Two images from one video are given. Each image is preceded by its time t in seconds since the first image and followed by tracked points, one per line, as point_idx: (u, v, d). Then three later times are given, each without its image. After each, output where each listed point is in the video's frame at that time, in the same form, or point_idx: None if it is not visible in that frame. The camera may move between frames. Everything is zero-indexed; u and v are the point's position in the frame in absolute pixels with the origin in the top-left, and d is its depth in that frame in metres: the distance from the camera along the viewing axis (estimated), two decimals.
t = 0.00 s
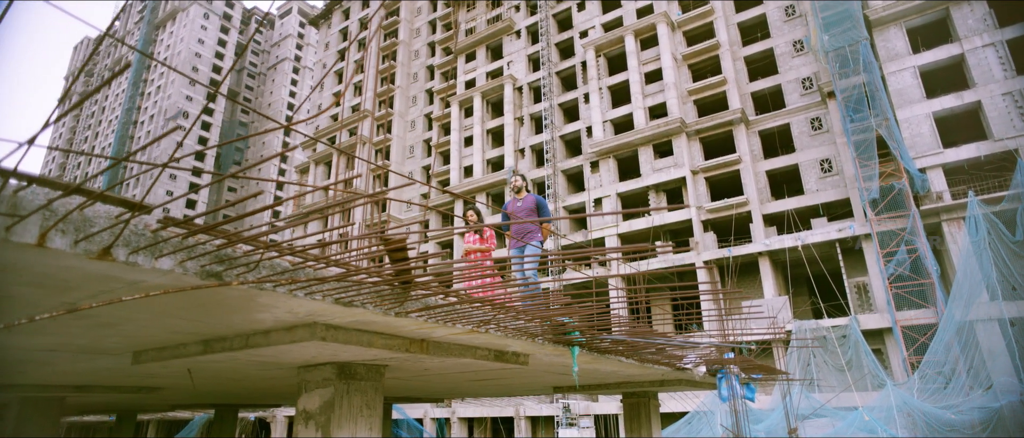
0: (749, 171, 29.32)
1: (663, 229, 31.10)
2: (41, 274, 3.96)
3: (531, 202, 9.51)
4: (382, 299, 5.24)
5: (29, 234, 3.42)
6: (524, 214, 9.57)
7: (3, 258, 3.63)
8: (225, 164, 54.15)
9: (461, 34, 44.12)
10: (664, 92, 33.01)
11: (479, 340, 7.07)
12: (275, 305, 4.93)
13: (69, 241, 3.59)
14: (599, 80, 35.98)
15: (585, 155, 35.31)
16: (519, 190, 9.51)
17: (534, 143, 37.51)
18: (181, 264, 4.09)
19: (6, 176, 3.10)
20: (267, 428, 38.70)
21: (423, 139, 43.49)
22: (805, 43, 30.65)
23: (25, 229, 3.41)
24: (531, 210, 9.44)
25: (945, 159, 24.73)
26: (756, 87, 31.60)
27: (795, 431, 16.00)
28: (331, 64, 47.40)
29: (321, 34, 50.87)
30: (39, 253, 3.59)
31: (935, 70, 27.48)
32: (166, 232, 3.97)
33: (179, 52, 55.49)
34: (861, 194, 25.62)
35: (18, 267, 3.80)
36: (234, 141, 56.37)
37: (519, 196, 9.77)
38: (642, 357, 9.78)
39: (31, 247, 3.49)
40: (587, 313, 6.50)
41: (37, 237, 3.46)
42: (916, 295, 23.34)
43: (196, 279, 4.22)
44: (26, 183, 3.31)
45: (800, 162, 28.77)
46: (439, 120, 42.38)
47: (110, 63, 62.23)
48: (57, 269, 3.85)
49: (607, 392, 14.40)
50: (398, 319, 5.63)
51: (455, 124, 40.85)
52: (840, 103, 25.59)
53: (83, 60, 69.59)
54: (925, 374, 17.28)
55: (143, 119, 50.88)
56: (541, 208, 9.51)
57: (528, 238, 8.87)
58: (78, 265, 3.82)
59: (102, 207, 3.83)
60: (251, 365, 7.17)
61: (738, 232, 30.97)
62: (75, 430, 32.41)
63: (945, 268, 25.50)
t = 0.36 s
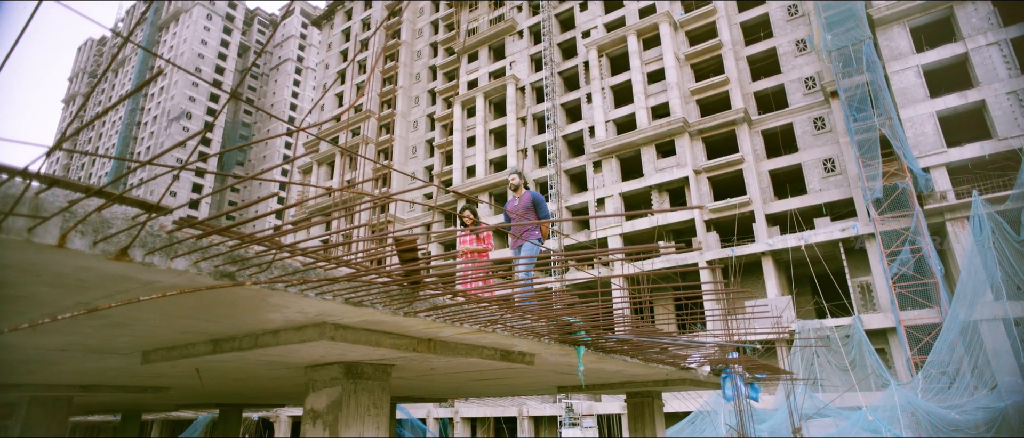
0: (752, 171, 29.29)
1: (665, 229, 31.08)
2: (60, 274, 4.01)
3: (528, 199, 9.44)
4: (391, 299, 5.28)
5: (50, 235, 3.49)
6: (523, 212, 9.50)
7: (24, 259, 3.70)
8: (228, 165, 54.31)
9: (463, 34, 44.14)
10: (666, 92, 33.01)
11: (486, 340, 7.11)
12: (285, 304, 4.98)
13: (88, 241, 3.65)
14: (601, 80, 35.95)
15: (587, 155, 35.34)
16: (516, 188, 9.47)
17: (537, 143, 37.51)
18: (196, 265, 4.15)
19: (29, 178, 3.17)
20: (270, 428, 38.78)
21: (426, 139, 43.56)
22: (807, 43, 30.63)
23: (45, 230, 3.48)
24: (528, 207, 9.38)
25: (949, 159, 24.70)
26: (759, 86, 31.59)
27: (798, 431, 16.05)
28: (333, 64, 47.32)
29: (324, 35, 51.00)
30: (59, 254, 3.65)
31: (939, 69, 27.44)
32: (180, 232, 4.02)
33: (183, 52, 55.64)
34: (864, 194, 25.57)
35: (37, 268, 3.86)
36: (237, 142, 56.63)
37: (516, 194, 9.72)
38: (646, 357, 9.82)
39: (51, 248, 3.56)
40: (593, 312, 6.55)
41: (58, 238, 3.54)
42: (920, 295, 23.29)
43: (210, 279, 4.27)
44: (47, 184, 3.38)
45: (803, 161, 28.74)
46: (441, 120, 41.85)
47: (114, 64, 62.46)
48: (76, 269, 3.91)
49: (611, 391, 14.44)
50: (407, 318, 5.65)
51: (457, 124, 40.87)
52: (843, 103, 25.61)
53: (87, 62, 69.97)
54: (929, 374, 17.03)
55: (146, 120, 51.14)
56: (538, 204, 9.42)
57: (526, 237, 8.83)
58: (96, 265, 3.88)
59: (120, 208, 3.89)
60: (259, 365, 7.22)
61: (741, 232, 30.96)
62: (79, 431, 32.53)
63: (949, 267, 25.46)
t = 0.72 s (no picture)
0: (755, 170, 29.27)
1: (669, 228, 31.07)
2: (77, 275, 4.07)
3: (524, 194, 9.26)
4: (401, 299, 5.31)
5: (71, 236, 3.57)
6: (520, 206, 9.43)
7: (43, 259, 3.76)
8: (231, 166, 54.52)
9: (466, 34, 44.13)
10: (669, 92, 33.00)
11: (493, 339, 7.14)
12: (297, 304, 5.02)
13: (107, 242, 3.72)
14: (604, 80, 35.92)
15: (590, 155, 35.35)
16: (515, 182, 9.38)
17: (539, 143, 37.52)
18: (211, 265, 4.20)
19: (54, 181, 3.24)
20: (274, 427, 38.95)
21: (429, 139, 43.62)
22: (811, 42, 30.58)
23: (66, 231, 3.55)
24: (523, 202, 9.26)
25: (953, 158, 24.63)
26: (762, 86, 31.56)
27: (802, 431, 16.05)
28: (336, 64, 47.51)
29: (327, 36, 51.10)
30: (78, 254, 3.72)
31: (943, 68, 27.38)
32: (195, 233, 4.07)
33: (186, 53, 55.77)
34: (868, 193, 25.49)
35: (56, 268, 3.92)
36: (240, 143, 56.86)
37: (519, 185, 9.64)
38: (651, 356, 9.86)
39: (72, 249, 3.63)
40: (598, 313, 6.58)
41: (78, 239, 3.61)
42: (925, 294, 23.23)
43: (224, 280, 4.33)
44: (69, 186, 3.45)
45: (807, 161, 28.70)
46: (444, 121, 42.08)
47: (118, 65, 62.70)
48: (94, 270, 3.98)
49: (615, 390, 14.47)
50: (416, 318, 5.69)
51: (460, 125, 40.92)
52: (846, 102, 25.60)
53: (91, 63, 70.20)
54: (933, 374, 17.28)
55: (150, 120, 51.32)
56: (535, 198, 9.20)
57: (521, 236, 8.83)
58: (113, 265, 3.94)
59: (138, 210, 3.96)
60: (268, 364, 7.28)
61: (744, 232, 30.93)
62: (85, 431, 32.74)
63: (954, 267, 25.42)
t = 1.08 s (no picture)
0: (759, 169, 29.24)
1: (672, 228, 31.05)
2: (96, 275, 4.14)
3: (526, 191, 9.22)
4: (411, 298, 5.35)
5: (93, 237, 3.64)
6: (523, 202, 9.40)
7: (64, 260, 3.83)
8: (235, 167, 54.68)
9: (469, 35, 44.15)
10: (672, 91, 32.97)
11: (501, 339, 7.17)
12: (309, 304, 5.07)
13: (126, 243, 3.79)
14: (607, 80, 35.91)
15: (593, 155, 35.36)
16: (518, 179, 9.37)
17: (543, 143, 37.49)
18: (226, 266, 4.27)
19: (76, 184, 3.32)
20: (279, 428, 39.06)
21: (432, 139, 43.69)
22: (814, 41, 30.52)
23: (88, 233, 3.62)
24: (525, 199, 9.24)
25: (958, 156, 24.56)
26: (766, 85, 31.52)
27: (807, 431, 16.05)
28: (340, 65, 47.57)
29: (330, 37, 51.20)
30: (99, 255, 3.79)
31: (948, 66, 27.29)
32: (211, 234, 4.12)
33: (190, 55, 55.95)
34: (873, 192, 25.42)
35: (76, 269, 3.99)
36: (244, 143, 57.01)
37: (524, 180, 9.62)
38: (657, 355, 9.89)
39: (92, 250, 3.70)
40: (605, 312, 6.60)
41: (99, 241, 3.68)
42: (930, 294, 23.16)
43: (239, 280, 4.40)
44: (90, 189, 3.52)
45: (811, 160, 28.65)
46: (447, 121, 42.13)
47: (122, 67, 62.98)
48: (112, 270, 4.05)
49: (619, 390, 14.51)
50: (426, 318, 5.73)
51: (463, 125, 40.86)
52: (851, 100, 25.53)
53: (96, 64, 70.54)
54: (938, 373, 17.19)
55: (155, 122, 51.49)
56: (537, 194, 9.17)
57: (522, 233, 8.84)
58: (132, 266, 4.01)
59: (154, 212, 4.01)
60: (277, 364, 7.33)
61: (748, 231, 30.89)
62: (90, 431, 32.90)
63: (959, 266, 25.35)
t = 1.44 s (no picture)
0: (764, 168, 29.18)
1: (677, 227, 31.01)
2: (116, 277, 4.20)
3: (532, 190, 9.25)
4: (422, 298, 5.38)
5: (115, 240, 3.70)
6: (526, 202, 9.35)
7: (85, 262, 3.89)
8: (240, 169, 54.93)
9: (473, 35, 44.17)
10: (677, 90, 32.92)
11: (510, 338, 7.19)
12: (322, 304, 5.11)
13: (147, 245, 3.85)
14: (611, 79, 35.89)
15: (598, 155, 35.36)
16: (522, 177, 9.34)
17: (547, 143, 37.46)
18: (243, 267, 4.33)
19: (103, 188, 3.38)
20: (284, 428, 39.24)
21: (436, 140, 43.77)
22: (819, 39, 30.45)
23: (111, 235, 3.68)
24: (531, 198, 9.26)
25: (966, 154, 24.44)
26: (770, 83, 31.45)
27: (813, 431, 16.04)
28: (344, 66, 47.94)
29: (335, 38, 51.32)
30: (121, 257, 3.85)
31: (955, 64, 27.17)
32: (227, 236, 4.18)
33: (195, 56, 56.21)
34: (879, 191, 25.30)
35: (96, 270, 4.05)
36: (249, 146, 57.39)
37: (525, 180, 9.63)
38: (664, 355, 9.91)
39: (115, 252, 3.76)
40: (613, 312, 6.63)
41: (121, 242, 3.74)
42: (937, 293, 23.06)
43: (255, 281, 4.46)
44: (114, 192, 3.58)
45: (816, 159, 28.57)
46: (451, 121, 42.21)
47: (129, 69, 63.37)
48: (132, 271, 4.10)
49: (625, 390, 14.53)
50: (436, 318, 5.76)
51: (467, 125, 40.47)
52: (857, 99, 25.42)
53: (102, 67, 71.10)
54: (947, 373, 17.19)
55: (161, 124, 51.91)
56: (543, 194, 9.26)
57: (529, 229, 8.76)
58: (152, 268, 4.07)
59: (173, 214, 4.07)
60: (287, 364, 7.37)
61: (753, 231, 30.81)
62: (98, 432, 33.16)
63: (966, 265, 25.25)
